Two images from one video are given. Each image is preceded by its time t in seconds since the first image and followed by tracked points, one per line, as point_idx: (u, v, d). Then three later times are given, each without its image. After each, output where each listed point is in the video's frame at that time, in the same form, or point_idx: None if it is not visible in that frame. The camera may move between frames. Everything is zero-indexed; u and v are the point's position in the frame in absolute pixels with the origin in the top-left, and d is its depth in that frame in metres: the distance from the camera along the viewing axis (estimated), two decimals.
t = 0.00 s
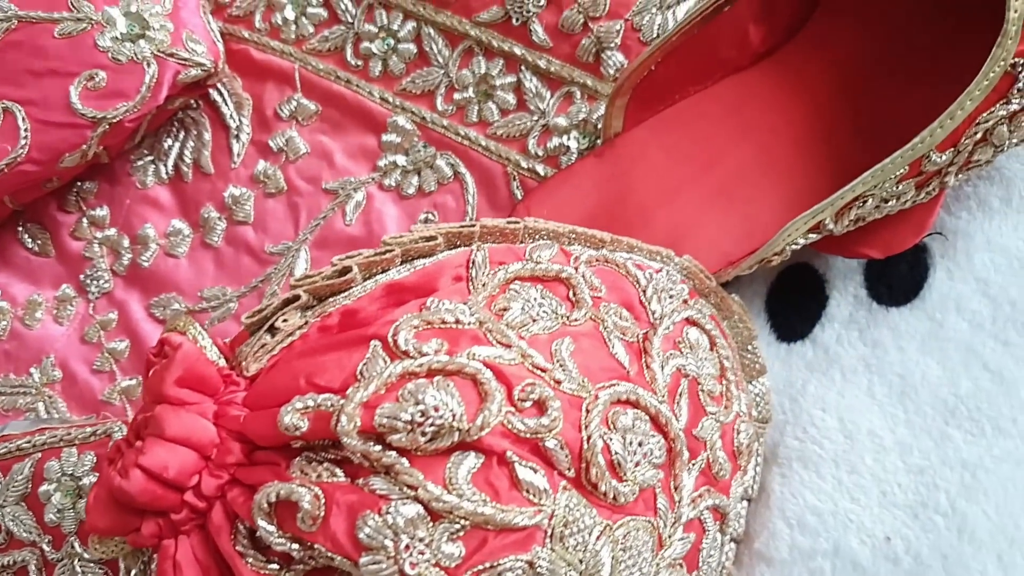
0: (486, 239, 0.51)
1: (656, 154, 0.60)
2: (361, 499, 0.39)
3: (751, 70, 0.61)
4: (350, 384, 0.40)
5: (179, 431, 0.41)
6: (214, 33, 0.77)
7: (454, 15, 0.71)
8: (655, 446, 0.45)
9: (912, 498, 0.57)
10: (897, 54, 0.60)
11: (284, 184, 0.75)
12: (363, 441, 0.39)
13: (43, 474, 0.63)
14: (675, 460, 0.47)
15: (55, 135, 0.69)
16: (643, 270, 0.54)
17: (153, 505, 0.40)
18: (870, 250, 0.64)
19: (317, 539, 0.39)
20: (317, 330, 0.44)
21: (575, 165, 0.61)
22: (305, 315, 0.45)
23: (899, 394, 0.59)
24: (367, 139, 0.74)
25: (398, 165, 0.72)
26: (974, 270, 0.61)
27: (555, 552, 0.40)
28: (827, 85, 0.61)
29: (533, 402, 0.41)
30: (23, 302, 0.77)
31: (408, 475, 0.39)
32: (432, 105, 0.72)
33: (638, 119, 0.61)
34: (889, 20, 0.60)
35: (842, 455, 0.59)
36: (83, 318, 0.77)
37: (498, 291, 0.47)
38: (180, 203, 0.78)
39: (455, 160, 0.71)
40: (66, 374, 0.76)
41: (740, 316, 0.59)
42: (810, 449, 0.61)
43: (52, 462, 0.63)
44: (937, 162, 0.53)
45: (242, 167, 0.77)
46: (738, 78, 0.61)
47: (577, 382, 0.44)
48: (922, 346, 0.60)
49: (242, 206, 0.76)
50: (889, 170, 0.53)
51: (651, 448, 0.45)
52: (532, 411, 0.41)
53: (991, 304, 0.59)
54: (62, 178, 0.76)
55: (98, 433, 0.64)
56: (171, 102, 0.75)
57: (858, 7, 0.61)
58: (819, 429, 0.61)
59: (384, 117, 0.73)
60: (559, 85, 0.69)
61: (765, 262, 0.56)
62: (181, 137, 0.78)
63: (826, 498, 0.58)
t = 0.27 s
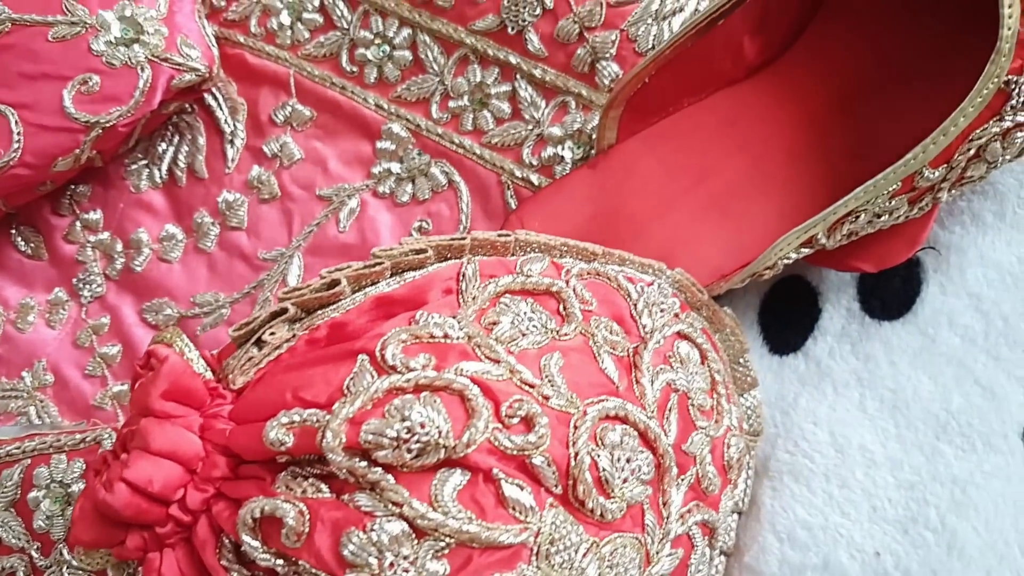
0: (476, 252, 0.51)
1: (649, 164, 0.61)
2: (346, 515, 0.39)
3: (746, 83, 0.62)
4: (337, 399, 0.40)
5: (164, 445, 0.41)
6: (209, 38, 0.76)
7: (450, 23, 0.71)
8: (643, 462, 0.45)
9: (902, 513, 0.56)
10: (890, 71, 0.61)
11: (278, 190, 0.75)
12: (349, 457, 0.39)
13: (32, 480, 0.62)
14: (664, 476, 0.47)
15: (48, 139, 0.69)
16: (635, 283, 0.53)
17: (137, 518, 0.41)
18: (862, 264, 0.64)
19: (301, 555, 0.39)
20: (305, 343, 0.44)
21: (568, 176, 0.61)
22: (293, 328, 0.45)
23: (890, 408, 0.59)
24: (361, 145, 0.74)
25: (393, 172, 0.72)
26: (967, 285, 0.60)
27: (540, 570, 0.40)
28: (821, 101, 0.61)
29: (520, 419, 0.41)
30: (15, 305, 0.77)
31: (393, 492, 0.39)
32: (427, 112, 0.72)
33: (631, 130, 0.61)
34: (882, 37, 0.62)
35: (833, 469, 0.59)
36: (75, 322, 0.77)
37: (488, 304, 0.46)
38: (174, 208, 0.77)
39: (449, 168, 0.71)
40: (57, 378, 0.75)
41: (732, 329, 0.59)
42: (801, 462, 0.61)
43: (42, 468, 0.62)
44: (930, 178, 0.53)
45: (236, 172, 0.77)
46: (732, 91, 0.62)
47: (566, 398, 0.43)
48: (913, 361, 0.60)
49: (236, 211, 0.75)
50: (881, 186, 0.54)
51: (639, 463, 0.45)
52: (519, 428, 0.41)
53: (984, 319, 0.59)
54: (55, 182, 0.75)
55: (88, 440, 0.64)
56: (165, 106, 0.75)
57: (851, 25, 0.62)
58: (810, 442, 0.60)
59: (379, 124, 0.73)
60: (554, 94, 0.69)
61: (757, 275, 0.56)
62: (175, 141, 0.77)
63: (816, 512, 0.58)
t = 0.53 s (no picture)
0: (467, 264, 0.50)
1: (642, 176, 0.61)
2: (331, 532, 0.39)
3: (740, 96, 0.62)
4: (324, 414, 0.40)
5: (149, 459, 0.41)
6: (205, 43, 0.76)
7: (445, 31, 0.71)
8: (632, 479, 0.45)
9: (892, 528, 0.56)
10: (885, 84, 0.61)
11: (272, 196, 0.75)
12: (334, 473, 0.39)
13: (21, 487, 0.62)
14: (652, 492, 0.47)
15: (41, 143, 0.69)
16: (627, 296, 0.53)
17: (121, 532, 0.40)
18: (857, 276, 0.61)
19: (286, 571, 0.39)
20: (293, 356, 0.44)
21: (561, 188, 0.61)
22: (281, 341, 0.45)
23: (882, 422, 0.59)
24: (356, 152, 0.74)
25: (387, 180, 0.72)
26: (959, 300, 0.61)
27: None
28: (815, 113, 0.61)
29: (508, 435, 0.41)
30: (8, 309, 0.77)
31: (379, 509, 0.39)
32: (422, 120, 0.72)
33: (625, 142, 0.61)
34: (878, 49, 0.61)
35: (824, 483, 0.59)
36: (68, 327, 0.76)
37: (478, 318, 0.46)
38: (168, 213, 0.77)
39: (444, 176, 0.71)
40: (50, 383, 0.75)
41: (724, 342, 0.59)
42: (793, 475, 0.60)
43: (31, 475, 0.62)
44: (922, 194, 0.53)
45: (230, 178, 0.76)
46: (727, 104, 0.62)
47: (555, 415, 0.43)
48: (906, 375, 0.60)
49: (230, 217, 0.75)
50: (875, 202, 0.53)
51: (628, 480, 0.45)
52: (508, 445, 0.41)
53: (976, 334, 0.59)
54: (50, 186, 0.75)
55: (77, 447, 0.63)
56: (159, 111, 0.74)
57: (846, 37, 0.62)
58: (802, 456, 0.60)
59: (374, 131, 0.73)
60: (549, 104, 0.69)
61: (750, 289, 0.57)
62: (170, 146, 0.77)
63: (807, 526, 0.58)
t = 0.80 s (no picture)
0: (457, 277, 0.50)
1: (636, 189, 0.61)
2: (316, 549, 0.39)
3: (734, 110, 0.62)
4: (310, 431, 0.40)
5: (135, 474, 0.41)
6: (199, 49, 0.76)
7: (441, 39, 0.70)
8: (620, 495, 0.45)
9: (883, 543, 0.56)
10: (879, 99, 0.61)
11: (266, 203, 0.75)
12: (320, 490, 0.39)
13: (10, 495, 0.62)
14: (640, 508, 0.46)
15: (35, 148, 0.69)
16: (618, 310, 0.53)
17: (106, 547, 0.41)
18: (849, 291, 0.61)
19: None
20: (281, 370, 0.44)
21: (554, 199, 0.61)
22: (269, 355, 0.45)
23: (874, 437, 0.59)
24: (350, 160, 0.73)
25: (381, 188, 0.72)
26: (952, 314, 0.60)
27: None
28: (808, 128, 0.61)
29: (496, 453, 0.41)
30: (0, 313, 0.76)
31: (364, 527, 0.39)
32: (417, 128, 0.72)
33: (619, 154, 0.61)
34: (874, 62, 0.61)
35: (816, 497, 0.59)
36: (60, 332, 0.76)
37: (468, 332, 0.46)
38: (162, 218, 0.77)
39: (439, 185, 0.70)
40: (42, 388, 0.75)
41: (716, 356, 0.59)
42: (784, 490, 0.60)
43: (20, 482, 0.62)
44: (915, 210, 0.53)
45: (225, 184, 0.76)
46: (721, 116, 0.62)
47: (543, 431, 0.43)
48: (898, 390, 0.60)
49: (224, 223, 0.75)
50: (867, 217, 0.53)
51: (616, 496, 0.44)
52: (496, 463, 0.41)
53: (969, 349, 0.59)
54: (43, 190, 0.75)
55: (67, 455, 0.63)
56: (154, 116, 0.74)
57: (842, 50, 0.61)
58: (794, 470, 0.60)
59: (369, 139, 0.73)
60: (544, 114, 0.69)
61: (741, 303, 0.56)
62: (164, 151, 0.77)
63: (798, 540, 0.58)
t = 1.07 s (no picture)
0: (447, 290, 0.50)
1: (628, 201, 0.61)
2: (300, 567, 0.39)
3: (729, 121, 0.62)
4: (296, 447, 0.40)
5: (120, 488, 0.41)
6: (194, 55, 0.76)
7: (436, 48, 0.70)
8: (608, 512, 0.45)
9: (874, 558, 0.56)
10: (874, 112, 0.60)
11: (260, 210, 0.74)
12: (305, 508, 0.39)
13: None
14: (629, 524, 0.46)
15: (27, 154, 0.68)
16: (609, 323, 0.53)
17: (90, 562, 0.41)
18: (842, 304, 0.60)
19: None
20: (268, 384, 0.44)
21: (548, 209, 0.60)
22: (256, 369, 0.45)
23: (865, 451, 0.59)
24: (344, 167, 0.73)
25: (375, 197, 0.71)
26: (944, 329, 0.60)
27: None
28: (803, 141, 0.61)
29: (483, 471, 0.41)
30: None
31: (349, 545, 0.39)
32: (411, 136, 0.72)
33: (612, 166, 0.61)
34: (869, 74, 0.61)
35: (807, 511, 0.58)
36: (52, 337, 0.75)
37: (458, 345, 0.46)
38: (155, 224, 0.77)
39: (432, 194, 0.70)
40: (33, 394, 0.74)
41: (707, 368, 0.59)
42: (775, 503, 0.60)
43: (9, 490, 0.62)
44: (908, 226, 0.53)
45: (218, 190, 0.76)
46: (715, 129, 0.62)
47: (531, 448, 0.43)
48: (891, 404, 0.60)
49: (216, 230, 0.74)
50: (860, 233, 0.54)
51: (604, 513, 0.44)
52: (483, 481, 0.41)
53: (961, 364, 0.59)
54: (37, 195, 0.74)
55: (57, 463, 0.62)
56: (148, 122, 0.74)
57: (839, 62, 0.61)
58: (785, 483, 0.60)
59: (363, 147, 0.73)
60: (538, 123, 0.68)
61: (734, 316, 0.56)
62: (158, 156, 0.77)
63: (789, 554, 0.58)
